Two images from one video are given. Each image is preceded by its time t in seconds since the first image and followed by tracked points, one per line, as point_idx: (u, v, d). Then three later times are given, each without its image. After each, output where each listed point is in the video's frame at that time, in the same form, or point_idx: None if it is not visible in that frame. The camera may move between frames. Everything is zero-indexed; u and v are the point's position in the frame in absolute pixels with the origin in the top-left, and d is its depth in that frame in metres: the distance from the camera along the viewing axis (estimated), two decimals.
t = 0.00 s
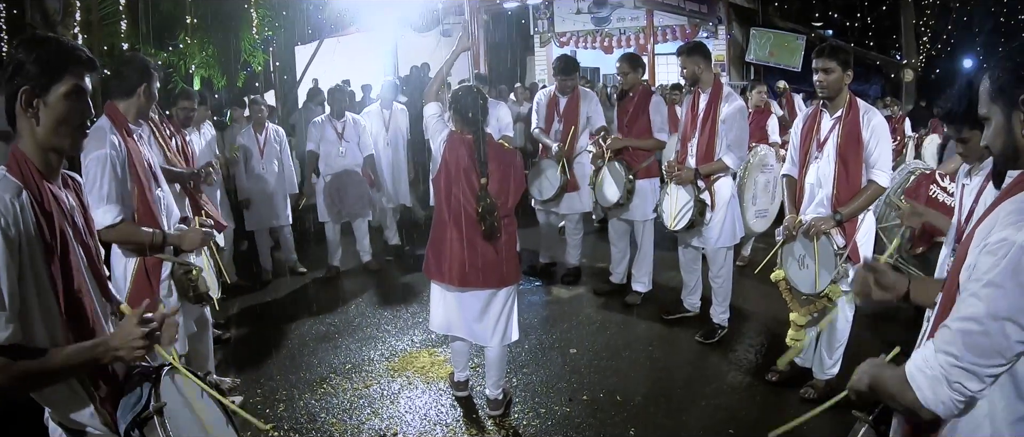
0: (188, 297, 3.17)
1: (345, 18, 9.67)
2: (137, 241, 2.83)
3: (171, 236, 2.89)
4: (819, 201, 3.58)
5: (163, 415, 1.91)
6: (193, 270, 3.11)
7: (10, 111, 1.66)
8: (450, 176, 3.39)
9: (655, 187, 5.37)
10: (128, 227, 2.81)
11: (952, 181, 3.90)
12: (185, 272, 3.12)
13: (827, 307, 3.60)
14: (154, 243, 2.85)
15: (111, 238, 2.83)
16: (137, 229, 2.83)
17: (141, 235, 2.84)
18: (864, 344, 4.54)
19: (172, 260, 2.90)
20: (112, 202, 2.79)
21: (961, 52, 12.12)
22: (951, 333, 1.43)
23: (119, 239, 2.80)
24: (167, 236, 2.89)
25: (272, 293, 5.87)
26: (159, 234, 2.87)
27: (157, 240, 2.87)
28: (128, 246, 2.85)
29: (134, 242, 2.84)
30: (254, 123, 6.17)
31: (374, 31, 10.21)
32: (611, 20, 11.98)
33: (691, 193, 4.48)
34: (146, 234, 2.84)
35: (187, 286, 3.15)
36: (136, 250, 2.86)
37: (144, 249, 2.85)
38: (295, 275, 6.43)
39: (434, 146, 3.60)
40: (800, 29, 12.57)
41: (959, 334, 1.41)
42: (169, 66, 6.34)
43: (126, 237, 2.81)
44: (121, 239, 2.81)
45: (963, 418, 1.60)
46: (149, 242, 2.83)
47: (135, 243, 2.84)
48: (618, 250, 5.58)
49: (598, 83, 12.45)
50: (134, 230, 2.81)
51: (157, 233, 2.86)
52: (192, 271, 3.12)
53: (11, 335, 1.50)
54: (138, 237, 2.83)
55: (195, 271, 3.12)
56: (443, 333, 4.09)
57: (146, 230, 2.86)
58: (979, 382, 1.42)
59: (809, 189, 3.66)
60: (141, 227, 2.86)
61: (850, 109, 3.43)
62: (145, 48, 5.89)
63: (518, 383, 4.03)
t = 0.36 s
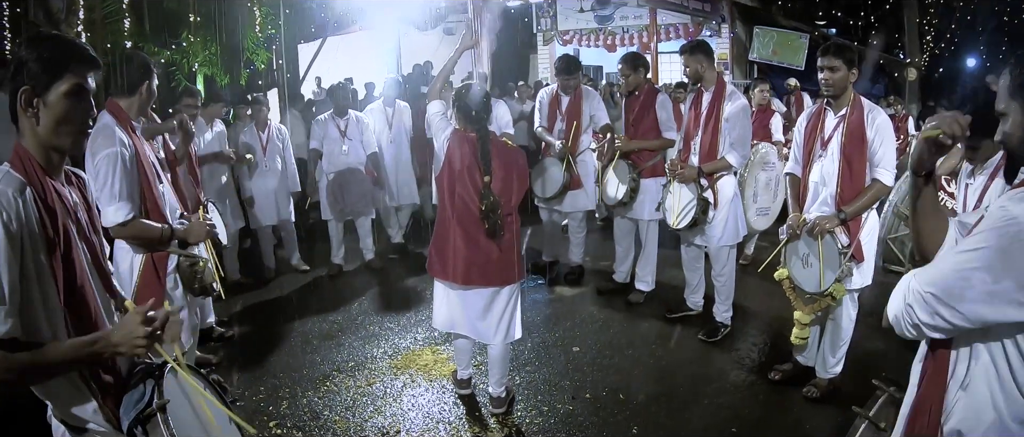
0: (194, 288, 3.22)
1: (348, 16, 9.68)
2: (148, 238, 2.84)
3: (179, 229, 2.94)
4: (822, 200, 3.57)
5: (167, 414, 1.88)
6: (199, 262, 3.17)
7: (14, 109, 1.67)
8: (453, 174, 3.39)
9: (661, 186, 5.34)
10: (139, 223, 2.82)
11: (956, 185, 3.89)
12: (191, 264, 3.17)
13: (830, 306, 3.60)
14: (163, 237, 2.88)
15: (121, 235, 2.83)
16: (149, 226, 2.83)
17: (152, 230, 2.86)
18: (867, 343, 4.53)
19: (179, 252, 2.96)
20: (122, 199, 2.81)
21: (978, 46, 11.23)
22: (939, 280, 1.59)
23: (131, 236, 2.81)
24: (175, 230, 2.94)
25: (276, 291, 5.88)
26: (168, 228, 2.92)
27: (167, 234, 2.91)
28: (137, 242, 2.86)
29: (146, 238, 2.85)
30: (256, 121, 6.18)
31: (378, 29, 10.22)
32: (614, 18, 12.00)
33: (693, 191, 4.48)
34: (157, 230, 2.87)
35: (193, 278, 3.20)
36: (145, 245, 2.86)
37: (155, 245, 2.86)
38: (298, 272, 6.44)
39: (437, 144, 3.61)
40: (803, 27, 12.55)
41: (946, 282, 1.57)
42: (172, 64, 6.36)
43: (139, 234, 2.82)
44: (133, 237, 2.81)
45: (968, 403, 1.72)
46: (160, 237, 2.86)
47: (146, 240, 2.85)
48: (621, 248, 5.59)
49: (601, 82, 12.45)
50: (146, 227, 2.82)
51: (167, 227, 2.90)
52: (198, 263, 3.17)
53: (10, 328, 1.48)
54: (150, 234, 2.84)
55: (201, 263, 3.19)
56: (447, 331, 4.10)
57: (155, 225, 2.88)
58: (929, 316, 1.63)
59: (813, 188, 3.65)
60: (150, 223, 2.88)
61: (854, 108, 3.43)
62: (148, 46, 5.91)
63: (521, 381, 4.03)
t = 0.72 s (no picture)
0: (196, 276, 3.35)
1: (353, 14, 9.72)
2: (153, 228, 2.97)
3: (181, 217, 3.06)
4: (828, 198, 3.57)
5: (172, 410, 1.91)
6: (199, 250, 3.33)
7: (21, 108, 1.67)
8: (458, 172, 3.39)
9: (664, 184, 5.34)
10: (146, 214, 2.93)
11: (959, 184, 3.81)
12: (193, 252, 3.32)
13: (835, 304, 3.60)
14: (166, 227, 3.01)
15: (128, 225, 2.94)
16: (154, 216, 2.96)
17: (156, 220, 2.98)
18: (871, 342, 4.53)
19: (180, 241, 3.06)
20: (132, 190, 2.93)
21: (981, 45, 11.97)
22: (982, 299, 1.64)
23: (137, 226, 2.92)
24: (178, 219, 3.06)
25: (279, 289, 5.90)
26: (171, 218, 3.04)
27: (170, 223, 3.03)
28: (143, 232, 2.98)
29: (150, 228, 2.97)
30: (260, 119, 6.19)
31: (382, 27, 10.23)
32: (618, 17, 12.12)
33: (697, 190, 4.48)
34: (161, 219, 2.99)
35: (194, 266, 3.34)
36: (148, 236, 2.99)
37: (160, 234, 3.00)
38: (302, 270, 6.45)
39: (441, 142, 3.60)
40: (808, 26, 12.54)
41: (989, 303, 1.64)
42: (177, 63, 6.38)
43: (145, 223, 2.94)
44: (139, 227, 2.92)
45: (967, 406, 1.80)
46: (164, 227, 2.99)
47: (149, 229, 2.97)
48: (625, 246, 5.59)
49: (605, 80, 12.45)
50: (152, 217, 2.94)
51: (170, 216, 3.03)
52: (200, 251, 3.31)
53: (15, 330, 1.50)
54: (154, 223, 2.96)
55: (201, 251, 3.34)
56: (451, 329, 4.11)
57: (158, 215, 3.00)
58: (936, 332, 1.72)
59: (818, 186, 3.64)
60: (154, 212, 3.00)
61: (859, 107, 3.42)
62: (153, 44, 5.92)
63: (525, 379, 4.04)
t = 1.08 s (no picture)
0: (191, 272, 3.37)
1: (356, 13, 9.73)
2: (157, 223, 2.88)
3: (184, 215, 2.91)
4: (831, 196, 3.56)
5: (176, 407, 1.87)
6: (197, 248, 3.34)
7: (27, 106, 1.68)
8: (461, 170, 3.39)
9: (662, 181, 5.33)
10: (150, 209, 2.86)
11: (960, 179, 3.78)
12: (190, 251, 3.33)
13: (838, 303, 3.59)
14: (169, 223, 2.90)
15: (131, 218, 2.87)
16: (158, 211, 2.88)
17: (160, 216, 2.89)
18: (875, 341, 4.52)
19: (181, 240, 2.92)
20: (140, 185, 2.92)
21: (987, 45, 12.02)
22: (988, 304, 1.64)
23: (142, 220, 2.85)
24: (181, 217, 2.91)
25: (282, 287, 5.91)
26: (174, 214, 2.93)
27: (173, 219, 2.91)
28: (146, 227, 2.90)
29: (154, 222, 2.88)
30: (263, 118, 6.20)
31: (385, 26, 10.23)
32: (621, 16, 11.93)
33: (701, 189, 4.46)
34: (164, 215, 2.90)
35: (191, 263, 3.36)
36: (153, 231, 2.91)
37: (162, 230, 2.90)
38: (305, 269, 6.46)
39: (444, 141, 3.60)
40: (811, 24, 12.52)
41: (996, 308, 1.63)
42: (180, 62, 6.40)
43: (148, 217, 2.86)
44: (143, 220, 2.86)
45: (969, 407, 1.79)
46: (167, 222, 2.89)
47: (153, 224, 2.89)
48: (628, 245, 5.59)
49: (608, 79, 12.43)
50: (154, 211, 2.86)
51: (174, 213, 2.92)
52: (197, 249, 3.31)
53: (25, 324, 1.52)
54: (157, 218, 2.88)
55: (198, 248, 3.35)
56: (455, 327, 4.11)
57: (162, 211, 2.90)
58: (942, 334, 1.71)
59: (821, 185, 3.64)
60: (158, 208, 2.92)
61: (863, 105, 3.41)
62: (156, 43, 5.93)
63: (528, 377, 4.04)
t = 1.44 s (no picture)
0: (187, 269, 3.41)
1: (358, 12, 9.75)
2: (147, 222, 2.77)
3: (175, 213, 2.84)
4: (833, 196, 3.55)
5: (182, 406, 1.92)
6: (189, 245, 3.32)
7: (31, 104, 1.68)
8: (462, 170, 3.40)
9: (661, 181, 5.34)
10: (139, 206, 2.76)
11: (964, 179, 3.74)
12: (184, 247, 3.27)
13: (841, 302, 3.58)
14: (161, 221, 2.81)
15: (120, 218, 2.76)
16: (149, 209, 2.78)
17: (149, 214, 2.79)
18: (878, 340, 4.52)
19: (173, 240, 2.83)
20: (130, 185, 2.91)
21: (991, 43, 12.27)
22: (995, 307, 1.64)
23: (131, 218, 2.73)
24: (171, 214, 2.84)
25: (284, 286, 5.92)
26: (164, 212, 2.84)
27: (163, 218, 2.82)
28: (136, 228, 2.79)
29: (143, 221, 2.76)
30: (266, 116, 6.20)
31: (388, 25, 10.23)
32: (624, 14, 12.11)
33: (704, 188, 4.45)
34: (154, 213, 2.80)
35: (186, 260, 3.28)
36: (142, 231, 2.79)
37: (154, 229, 2.80)
38: (307, 267, 6.47)
39: (447, 139, 3.59)
40: (813, 23, 12.51)
41: (1003, 312, 1.64)
42: (183, 61, 6.42)
43: (137, 216, 2.75)
44: (133, 219, 2.74)
45: (977, 410, 1.80)
46: (159, 220, 2.80)
47: (143, 223, 2.77)
48: (630, 243, 5.59)
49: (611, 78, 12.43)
50: (144, 209, 2.76)
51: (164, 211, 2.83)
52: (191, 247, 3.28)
53: (28, 327, 1.52)
54: (147, 217, 2.78)
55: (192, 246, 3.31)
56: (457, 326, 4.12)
57: (152, 210, 2.81)
58: (948, 337, 1.70)
59: (824, 184, 3.64)
60: (147, 206, 2.81)
61: (865, 105, 3.41)
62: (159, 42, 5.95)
63: (530, 376, 4.04)
